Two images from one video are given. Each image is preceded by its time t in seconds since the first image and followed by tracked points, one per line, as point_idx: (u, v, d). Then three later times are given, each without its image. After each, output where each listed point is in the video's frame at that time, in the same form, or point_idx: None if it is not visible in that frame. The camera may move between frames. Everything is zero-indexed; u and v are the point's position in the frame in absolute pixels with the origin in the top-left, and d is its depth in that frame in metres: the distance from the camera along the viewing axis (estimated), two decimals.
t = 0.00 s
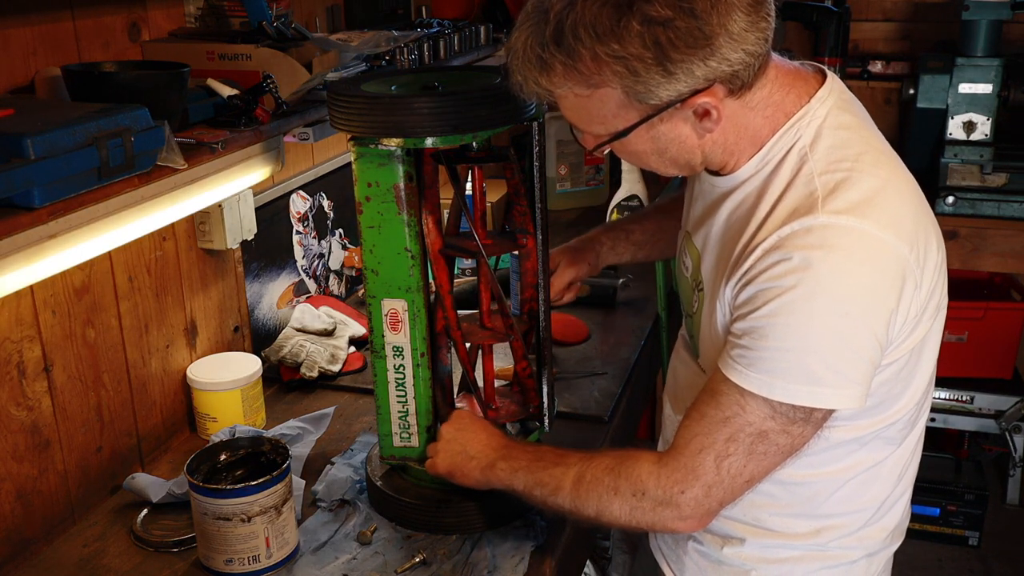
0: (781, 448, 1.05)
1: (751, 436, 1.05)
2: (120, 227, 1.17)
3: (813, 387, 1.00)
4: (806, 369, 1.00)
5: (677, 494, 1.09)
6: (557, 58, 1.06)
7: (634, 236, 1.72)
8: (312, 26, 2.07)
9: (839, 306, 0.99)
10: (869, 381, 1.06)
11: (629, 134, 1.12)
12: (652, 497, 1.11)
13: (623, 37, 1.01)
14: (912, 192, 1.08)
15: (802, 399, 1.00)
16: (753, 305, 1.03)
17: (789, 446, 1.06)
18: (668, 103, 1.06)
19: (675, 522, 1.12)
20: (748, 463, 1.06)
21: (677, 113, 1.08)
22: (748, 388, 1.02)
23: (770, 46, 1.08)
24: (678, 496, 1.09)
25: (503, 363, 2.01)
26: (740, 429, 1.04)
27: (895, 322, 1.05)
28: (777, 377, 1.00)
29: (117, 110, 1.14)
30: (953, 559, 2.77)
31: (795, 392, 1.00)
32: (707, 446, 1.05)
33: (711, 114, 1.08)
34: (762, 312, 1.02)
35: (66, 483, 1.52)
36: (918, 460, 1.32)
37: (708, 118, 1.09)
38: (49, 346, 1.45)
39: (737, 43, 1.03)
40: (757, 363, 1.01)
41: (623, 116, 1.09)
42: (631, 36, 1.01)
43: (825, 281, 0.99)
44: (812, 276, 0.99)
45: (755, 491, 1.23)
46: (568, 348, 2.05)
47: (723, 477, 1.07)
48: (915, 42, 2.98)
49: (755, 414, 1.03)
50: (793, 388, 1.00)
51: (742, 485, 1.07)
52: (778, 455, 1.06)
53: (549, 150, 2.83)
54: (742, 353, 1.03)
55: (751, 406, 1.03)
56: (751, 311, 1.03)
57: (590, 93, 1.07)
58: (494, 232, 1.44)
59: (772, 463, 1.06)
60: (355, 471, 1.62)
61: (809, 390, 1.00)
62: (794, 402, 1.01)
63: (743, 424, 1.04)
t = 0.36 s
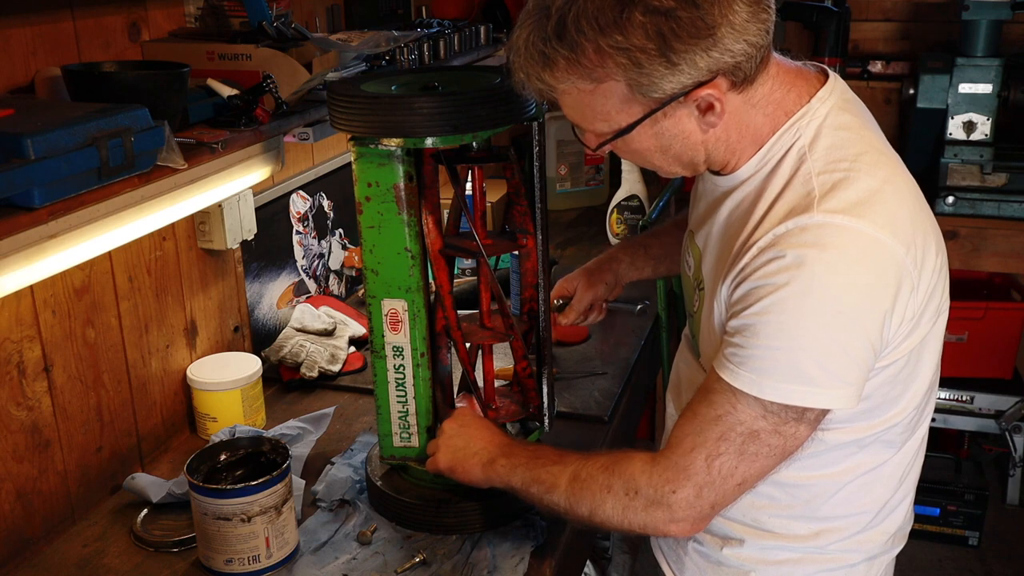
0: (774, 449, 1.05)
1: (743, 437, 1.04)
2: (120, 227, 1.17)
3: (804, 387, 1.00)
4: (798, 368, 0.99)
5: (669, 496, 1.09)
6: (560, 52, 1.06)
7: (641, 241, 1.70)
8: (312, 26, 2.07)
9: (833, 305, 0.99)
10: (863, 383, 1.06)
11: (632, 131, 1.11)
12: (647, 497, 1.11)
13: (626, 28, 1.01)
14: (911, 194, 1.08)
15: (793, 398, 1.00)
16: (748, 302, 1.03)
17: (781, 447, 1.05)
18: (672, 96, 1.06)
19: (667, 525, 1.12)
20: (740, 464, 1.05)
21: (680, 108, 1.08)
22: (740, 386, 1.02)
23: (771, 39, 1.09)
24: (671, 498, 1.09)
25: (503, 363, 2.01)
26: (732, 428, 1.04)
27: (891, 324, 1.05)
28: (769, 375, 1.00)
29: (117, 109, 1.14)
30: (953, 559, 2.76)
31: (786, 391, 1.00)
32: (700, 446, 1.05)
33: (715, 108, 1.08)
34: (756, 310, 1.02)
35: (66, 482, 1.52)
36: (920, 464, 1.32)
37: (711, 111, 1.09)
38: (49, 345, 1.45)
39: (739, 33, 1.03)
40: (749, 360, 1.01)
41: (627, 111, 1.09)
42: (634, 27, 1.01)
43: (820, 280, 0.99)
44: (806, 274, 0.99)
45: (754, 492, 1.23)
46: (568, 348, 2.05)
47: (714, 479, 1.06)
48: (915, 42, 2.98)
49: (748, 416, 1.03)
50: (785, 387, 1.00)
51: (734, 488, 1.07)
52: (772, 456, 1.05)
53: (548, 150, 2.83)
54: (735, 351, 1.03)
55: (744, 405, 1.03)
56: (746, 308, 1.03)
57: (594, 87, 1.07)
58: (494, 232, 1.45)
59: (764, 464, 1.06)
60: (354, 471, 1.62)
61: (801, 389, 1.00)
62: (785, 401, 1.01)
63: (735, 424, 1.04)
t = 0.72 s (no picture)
0: (768, 455, 1.05)
1: (737, 443, 1.04)
2: (120, 227, 1.17)
3: (800, 394, 0.99)
4: (793, 375, 0.99)
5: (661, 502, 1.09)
6: (552, 65, 1.06)
7: (653, 256, 1.67)
8: (312, 26, 2.07)
9: (829, 312, 0.98)
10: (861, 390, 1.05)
11: (627, 140, 1.12)
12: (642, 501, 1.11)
13: (616, 41, 1.01)
14: (910, 200, 1.08)
15: (788, 405, 1.00)
16: (745, 308, 1.03)
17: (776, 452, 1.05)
18: (665, 106, 1.06)
19: (661, 531, 1.11)
20: (733, 472, 1.05)
21: (675, 116, 1.08)
22: (735, 393, 1.02)
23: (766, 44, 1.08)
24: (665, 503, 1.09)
25: (503, 363, 2.01)
26: (726, 436, 1.04)
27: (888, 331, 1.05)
28: (763, 381, 1.00)
29: (117, 109, 1.14)
30: (953, 559, 2.76)
31: (782, 399, 1.00)
32: (693, 451, 1.05)
33: (710, 116, 1.08)
34: (751, 317, 1.01)
35: (66, 483, 1.52)
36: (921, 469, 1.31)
37: (706, 120, 1.09)
38: (49, 345, 1.45)
39: (732, 42, 1.02)
40: (744, 367, 1.01)
41: (621, 121, 1.09)
42: (625, 40, 1.01)
43: (816, 287, 0.99)
44: (802, 281, 0.99)
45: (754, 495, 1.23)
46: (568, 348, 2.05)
47: (708, 485, 1.06)
48: (915, 42, 2.98)
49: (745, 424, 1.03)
50: (780, 394, 1.00)
51: (728, 493, 1.07)
52: (766, 462, 1.05)
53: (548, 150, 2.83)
54: (731, 357, 1.03)
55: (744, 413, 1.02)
56: (742, 314, 1.03)
57: (587, 99, 1.07)
58: (494, 233, 1.45)
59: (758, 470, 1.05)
60: (354, 471, 1.62)
61: (796, 396, 1.00)
62: (780, 408, 1.00)
63: (729, 430, 1.04)
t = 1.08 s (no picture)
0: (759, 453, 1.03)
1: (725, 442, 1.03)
2: (120, 228, 1.17)
3: (795, 394, 0.98)
4: (789, 375, 0.98)
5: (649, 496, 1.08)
6: (539, 63, 1.06)
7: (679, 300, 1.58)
8: (312, 26, 2.07)
9: (825, 312, 0.97)
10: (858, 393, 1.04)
11: (615, 139, 1.12)
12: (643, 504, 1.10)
13: (602, 41, 1.01)
14: (908, 201, 1.07)
15: (782, 405, 0.99)
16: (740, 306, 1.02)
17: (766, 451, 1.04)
18: (652, 107, 1.05)
19: (648, 531, 1.10)
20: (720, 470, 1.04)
21: (663, 118, 1.08)
22: (729, 392, 1.01)
23: (759, 46, 1.07)
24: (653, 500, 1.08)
25: (503, 363, 2.01)
26: (715, 434, 1.03)
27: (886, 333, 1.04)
28: (757, 378, 0.99)
29: (117, 110, 1.14)
30: (953, 559, 2.76)
31: (776, 398, 0.99)
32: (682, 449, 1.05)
33: (699, 119, 1.08)
34: (746, 315, 1.01)
35: (66, 483, 1.52)
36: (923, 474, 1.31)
37: (695, 122, 1.08)
38: (49, 345, 1.45)
39: (721, 46, 1.01)
40: (738, 366, 1.00)
41: (609, 120, 1.09)
42: (611, 41, 1.00)
43: (812, 285, 0.98)
44: (798, 279, 0.98)
45: (757, 500, 1.23)
46: (568, 348, 2.05)
47: (694, 484, 1.05)
48: (915, 42, 2.98)
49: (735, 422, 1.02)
50: (775, 393, 0.99)
51: (715, 491, 1.05)
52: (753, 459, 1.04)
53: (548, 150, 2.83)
54: (726, 354, 1.02)
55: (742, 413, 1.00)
56: (738, 312, 1.02)
57: (574, 97, 1.08)
58: (494, 233, 1.45)
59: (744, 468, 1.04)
60: (354, 471, 1.62)
61: (791, 397, 0.98)
62: (775, 408, 0.99)
63: (719, 429, 1.02)
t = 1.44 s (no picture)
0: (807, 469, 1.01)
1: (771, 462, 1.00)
2: (119, 228, 1.17)
3: (810, 407, 0.95)
4: (800, 388, 0.95)
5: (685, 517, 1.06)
6: (536, 35, 1.05)
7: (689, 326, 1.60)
8: (312, 26, 2.07)
9: (829, 317, 0.94)
10: (869, 399, 1.02)
11: (609, 123, 1.10)
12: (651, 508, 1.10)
13: (602, 11, 1.00)
14: (902, 197, 1.05)
15: (800, 420, 0.96)
16: (745, 321, 0.99)
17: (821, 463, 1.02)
18: (649, 86, 1.04)
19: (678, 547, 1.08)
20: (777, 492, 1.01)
21: (660, 100, 1.06)
22: (748, 412, 0.98)
23: (758, 33, 1.06)
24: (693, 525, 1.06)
25: (503, 363, 2.01)
26: (760, 456, 1.00)
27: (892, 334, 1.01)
28: (773, 397, 0.96)
29: (117, 109, 1.14)
30: (953, 560, 2.76)
31: (793, 414, 0.96)
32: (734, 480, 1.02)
33: (695, 103, 1.06)
34: (752, 330, 0.98)
35: (66, 482, 1.52)
36: (928, 482, 1.29)
37: (691, 107, 1.07)
38: (49, 345, 1.45)
39: (720, 25, 1.01)
40: (753, 385, 0.98)
41: (603, 101, 1.07)
42: (611, 11, 0.99)
43: (815, 293, 0.95)
44: (800, 289, 0.95)
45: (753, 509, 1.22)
46: (569, 348, 2.05)
47: (756, 509, 1.02)
48: (915, 42, 2.98)
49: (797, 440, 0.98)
50: (791, 409, 0.96)
51: (777, 512, 1.03)
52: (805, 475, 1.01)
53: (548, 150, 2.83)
54: (740, 375, 0.99)
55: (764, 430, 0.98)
56: (744, 328, 0.99)
57: (570, 73, 1.06)
58: (493, 233, 1.45)
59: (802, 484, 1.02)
60: (354, 471, 1.61)
61: (807, 410, 0.96)
62: (794, 424, 0.96)
63: (760, 449, 0.99)
